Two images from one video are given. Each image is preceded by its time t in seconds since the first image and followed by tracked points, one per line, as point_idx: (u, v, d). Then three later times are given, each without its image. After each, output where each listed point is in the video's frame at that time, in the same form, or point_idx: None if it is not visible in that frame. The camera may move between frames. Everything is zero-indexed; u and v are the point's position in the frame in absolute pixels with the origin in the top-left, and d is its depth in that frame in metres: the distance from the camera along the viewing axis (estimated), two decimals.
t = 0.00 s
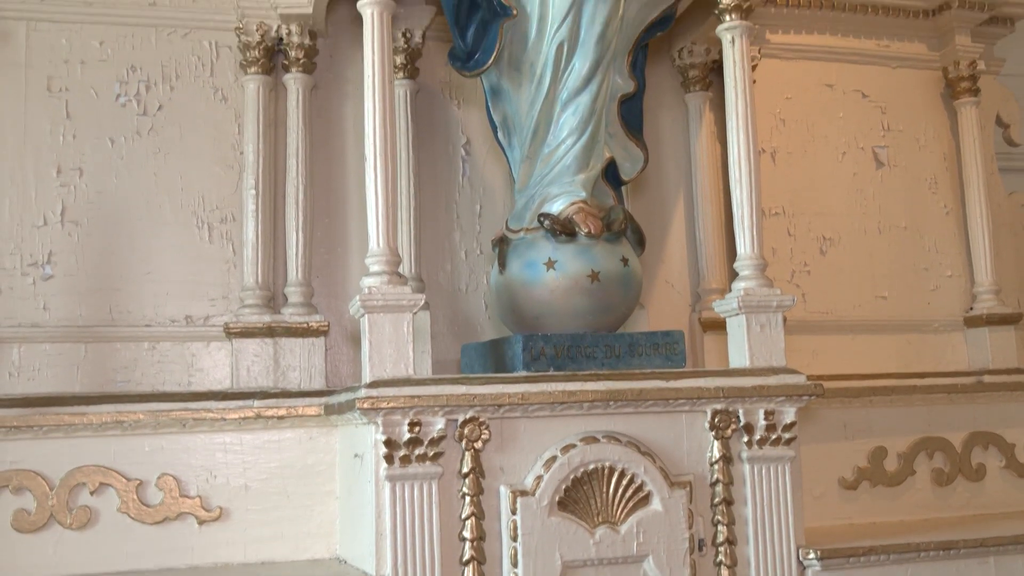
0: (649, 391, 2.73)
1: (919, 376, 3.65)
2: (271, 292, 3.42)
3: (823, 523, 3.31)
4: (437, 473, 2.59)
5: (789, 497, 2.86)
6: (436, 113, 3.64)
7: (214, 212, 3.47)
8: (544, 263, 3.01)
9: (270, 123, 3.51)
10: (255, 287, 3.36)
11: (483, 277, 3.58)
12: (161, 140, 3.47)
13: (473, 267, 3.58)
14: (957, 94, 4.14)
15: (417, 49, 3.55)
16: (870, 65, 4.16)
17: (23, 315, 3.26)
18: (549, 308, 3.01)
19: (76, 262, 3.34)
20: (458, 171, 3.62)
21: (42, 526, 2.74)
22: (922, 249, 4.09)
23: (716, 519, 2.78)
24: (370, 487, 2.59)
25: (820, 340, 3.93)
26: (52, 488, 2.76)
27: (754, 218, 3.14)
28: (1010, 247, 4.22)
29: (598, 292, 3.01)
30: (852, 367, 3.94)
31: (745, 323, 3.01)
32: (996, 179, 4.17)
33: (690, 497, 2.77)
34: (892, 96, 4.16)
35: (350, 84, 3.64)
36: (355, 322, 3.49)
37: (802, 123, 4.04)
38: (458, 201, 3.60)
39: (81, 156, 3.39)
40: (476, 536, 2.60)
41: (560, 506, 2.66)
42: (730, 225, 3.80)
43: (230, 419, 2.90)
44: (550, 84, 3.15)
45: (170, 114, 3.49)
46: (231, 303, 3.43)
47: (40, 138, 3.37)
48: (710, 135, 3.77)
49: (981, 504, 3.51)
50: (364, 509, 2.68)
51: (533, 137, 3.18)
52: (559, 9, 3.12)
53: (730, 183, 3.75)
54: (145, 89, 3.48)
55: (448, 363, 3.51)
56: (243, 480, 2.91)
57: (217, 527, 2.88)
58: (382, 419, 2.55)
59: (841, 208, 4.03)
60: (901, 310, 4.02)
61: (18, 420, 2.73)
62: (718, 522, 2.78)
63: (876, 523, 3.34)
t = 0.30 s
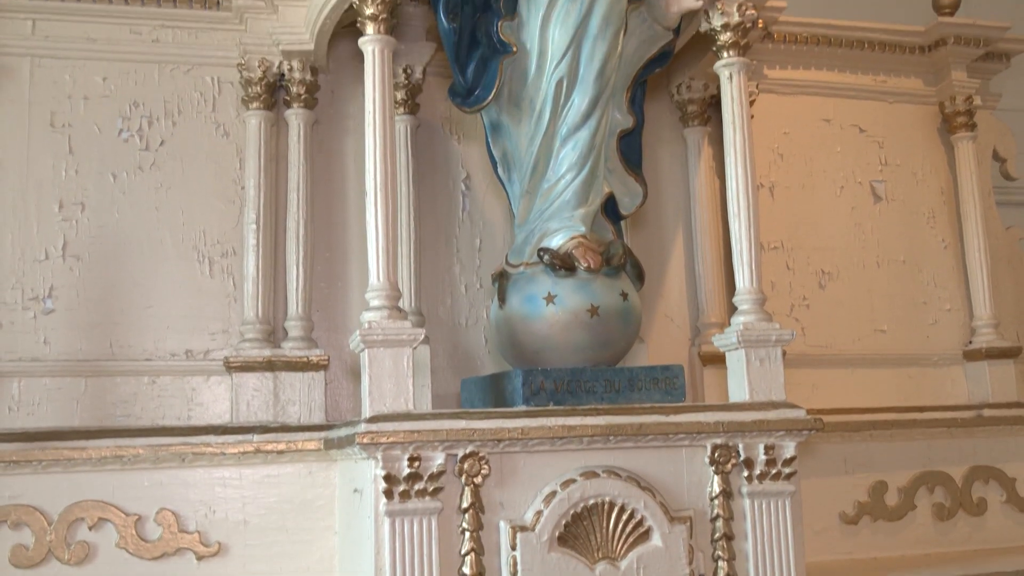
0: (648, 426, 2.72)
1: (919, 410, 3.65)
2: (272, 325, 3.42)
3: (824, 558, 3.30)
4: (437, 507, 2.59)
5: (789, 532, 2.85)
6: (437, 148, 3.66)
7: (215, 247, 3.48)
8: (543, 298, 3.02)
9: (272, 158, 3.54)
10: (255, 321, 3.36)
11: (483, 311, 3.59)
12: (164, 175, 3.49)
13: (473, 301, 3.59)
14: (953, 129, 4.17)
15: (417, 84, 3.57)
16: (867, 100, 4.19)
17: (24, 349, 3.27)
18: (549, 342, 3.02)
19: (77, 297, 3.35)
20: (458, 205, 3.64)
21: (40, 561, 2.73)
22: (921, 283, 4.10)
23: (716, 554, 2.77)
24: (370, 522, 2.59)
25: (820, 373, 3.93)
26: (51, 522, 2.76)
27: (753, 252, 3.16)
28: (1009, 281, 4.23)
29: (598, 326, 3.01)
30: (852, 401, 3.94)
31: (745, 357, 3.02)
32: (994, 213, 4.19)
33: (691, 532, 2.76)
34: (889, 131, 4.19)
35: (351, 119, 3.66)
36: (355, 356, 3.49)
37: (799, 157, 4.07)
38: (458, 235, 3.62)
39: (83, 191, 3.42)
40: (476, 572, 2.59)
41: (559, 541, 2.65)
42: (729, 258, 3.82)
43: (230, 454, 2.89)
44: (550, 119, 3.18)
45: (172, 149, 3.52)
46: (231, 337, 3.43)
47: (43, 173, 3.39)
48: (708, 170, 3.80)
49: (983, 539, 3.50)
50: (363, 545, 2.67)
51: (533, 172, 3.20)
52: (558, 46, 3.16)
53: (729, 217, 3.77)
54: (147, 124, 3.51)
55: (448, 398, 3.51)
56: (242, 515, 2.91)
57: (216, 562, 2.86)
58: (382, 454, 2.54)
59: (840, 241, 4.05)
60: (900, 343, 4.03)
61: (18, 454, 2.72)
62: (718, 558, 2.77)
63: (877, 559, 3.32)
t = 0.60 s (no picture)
0: (649, 462, 2.72)
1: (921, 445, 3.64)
2: (272, 360, 3.42)
3: None
4: (437, 544, 2.58)
5: (790, 569, 2.83)
6: (437, 184, 3.69)
7: (216, 282, 3.49)
8: (543, 333, 3.03)
9: (273, 194, 3.55)
10: (256, 356, 3.37)
11: (483, 346, 3.59)
12: (165, 211, 3.51)
13: (474, 336, 3.59)
14: (951, 164, 4.19)
15: (418, 121, 3.60)
16: (865, 136, 4.21)
17: (24, 385, 3.28)
18: (549, 378, 3.02)
19: (77, 332, 3.36)
20: (459, 240, 3.66)
21: None
22: (920, 318, 4.11)
23: None
24: (370, 560, 2.57)
25: (820, 408, 3.93)
26: (49, 559, 2.74)
27: (752, 288, 3.16)
28: (1008, 315, 4.23)
29: (598, 362, 3.02)
30: (853, 436, 3.93)
31: (745, 393, 3.02)
32: (992, 248, 4.20)
33: (692, 569, 2.75)
34: (887, 166, 4.21)
35: (352, 155, 3.69)
36: (355, 391, 3.49)
37: (798, 193, 4.09)
38: (458, 270, 3.63)
39: (85, 227, 3.43)
40: None
41: None
42: (728, 293, 3.83)
43: (229, 489, 2.88)
44: (550, 155, 3.19)
45: (174, 185, 3.54)
46: (232, 372, 3.43)
47: (45, 209, 3.41)
48: (708, 205, 3.82)
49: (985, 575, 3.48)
50: None
51: (533, 208, 3.22)
52: (558, 84, 3.19)
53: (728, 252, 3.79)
54: (150, 160, 3.54)
55: (448, 433, 3.51)
56: (241, 552, 2.90)
57: None
58: (382, 490, 2.54)
59: (839, 276, 4.06)
60: (900, 378, 4.03)
61: (17, 491, 2.71)
62: None
63: None
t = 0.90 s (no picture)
0: (649, 504, 2.70)
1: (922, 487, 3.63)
2: (272, 402, 3.42)
3: None
4: None
5: None
6: (438, 226, 3.71)
7: (217, 323, 3.50)
8: (543, 375, 3.03)
9: (274, 236, 3.57)
10: (256, 398, 3.36)
11: (483, 388, 3.59)
12: (167, 253, 3.53)
13: (474, 377, 3.59)
14: (949, 205, 4.21)
15: (419, 163, 3.62)
16: (862, 177, 4.24)
17: (24, 426, 3.28)
18: (549, 420, 3.02)
19: (78, 373, 3.36)
20: (459, 282, 3.67)
21: None
22: (920, 359, 4.11)
23: None
24: None
25: (820, 450, 3.92)
26: None
27: (752, 329, 3.18)
28: (1008, 356, 4.23)
29: (598, 404, 3.02)
30: (854, 478, 3.92)
31: (745, 435, 3.02)
32: (991, 289, 4.21)
33: None
34: (885, 208, 4.24)
35: (353, 197, 3.71)
36: (355, 433, 3.48)
37: (796, 234, 4.11)
38: (458, 311, 3.64)
39: (87, 268, 3.45)
40: None
41: None
42: (728, 334, 3.83)
43: (228, 532, 2.87)
44: (550, 198, 3.22)
45: (176, 227, 3.56)
46: (232, 414, 3.43)
47: (48, 251, 3.43)
48: (707, 247, 3.83)
49: None
50: None
51: (533, 250, 3.23)
52: (558, 127, 3.23)
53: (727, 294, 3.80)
54: (152, 203, 3.56)
55: (448, 475, 3.50)
56: None
57: None
58: (381, 534, 2.53)
59: (838, 317, 4.07)
60: (901, 420, 4.02)
61: (15, 533, 2.70)
62: None
63: None
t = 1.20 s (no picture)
0: (649, 543, 2.69)
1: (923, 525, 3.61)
2: (272, 440, 3.42)
3: None
4: None
5: None
6: (439, 264, 3.73)
7: (218, 361, 3.50)
8: (544, 413, 3.03)
9: (275, 274, 3.58)
10: (256, 436, 3.36)
11: (483, 426, 3.58)
12: (168, 290, 3.54)
13: (474, 415, 3.59)
14: (947, 243, 4.23)
15: (419, 202, 3.65)
16: (860, 215, 4.27)
17: (24, 465, 3.28)
18: (549, 458, 3.02)
19: (77, 411, 3.37)
20: (460, 320, 3.68)
21: None
22: (920, 396, 4.11)
23: None
24: None
25: (821, 487, 3.91)
26: None
27: (752, 366, 3.18)
28: (1008, 393, 4.23)
29: (599, 442, 3.01)
30: (855, 515, 3.90)
31: (746, 473, 3.01)
32: (990, 326, 4.21)
33: None
34: (883, 245, 4.26)
35: (354, 235, 3.72)
36: (355, 471, 3.47)
37: (796, 272, 4.13)
38: (458, 349, 3.64)
39: (88, 306, 3.46)
40: None
41: None
42: (728, 371, 3.83)
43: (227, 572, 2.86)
44: (550, 236, 3.24)
45: (178, 266, 3.57)
46: (232, 452, 3.42)
47: (50, 288, 3.45)
48: (706, 284, 3.85)
49: None
50: None
51: (533, 289, 3.24)
52: (557, 166, 3.26)
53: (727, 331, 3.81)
54: (154, 241, 3.58)
55: (448, 513, 3.48)
56: None
57: None
58: (381, 573, 2.52)
59: (838, 355, 4.07)
60: (902, 457, 4.01)
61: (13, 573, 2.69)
62: None
63: None
